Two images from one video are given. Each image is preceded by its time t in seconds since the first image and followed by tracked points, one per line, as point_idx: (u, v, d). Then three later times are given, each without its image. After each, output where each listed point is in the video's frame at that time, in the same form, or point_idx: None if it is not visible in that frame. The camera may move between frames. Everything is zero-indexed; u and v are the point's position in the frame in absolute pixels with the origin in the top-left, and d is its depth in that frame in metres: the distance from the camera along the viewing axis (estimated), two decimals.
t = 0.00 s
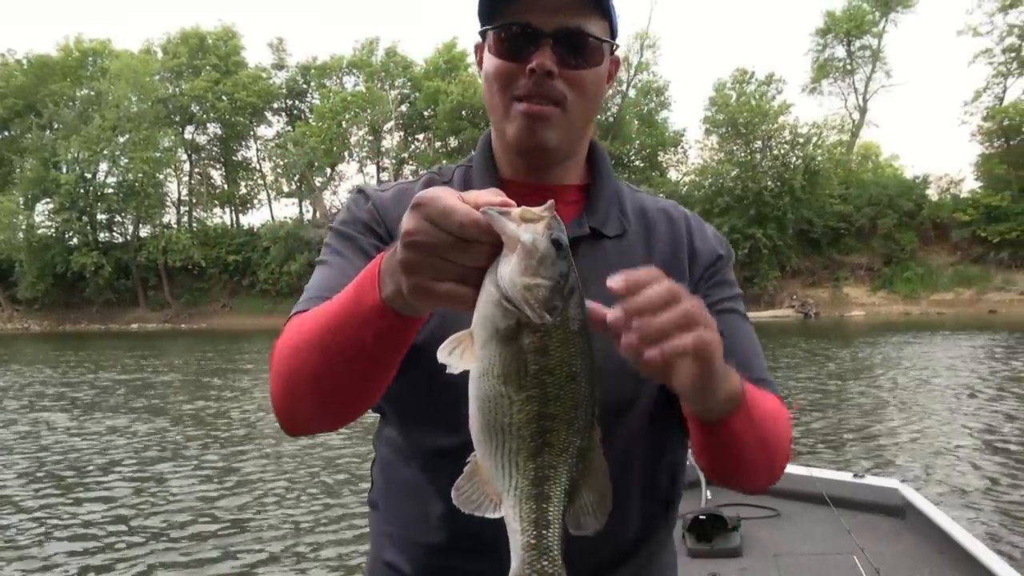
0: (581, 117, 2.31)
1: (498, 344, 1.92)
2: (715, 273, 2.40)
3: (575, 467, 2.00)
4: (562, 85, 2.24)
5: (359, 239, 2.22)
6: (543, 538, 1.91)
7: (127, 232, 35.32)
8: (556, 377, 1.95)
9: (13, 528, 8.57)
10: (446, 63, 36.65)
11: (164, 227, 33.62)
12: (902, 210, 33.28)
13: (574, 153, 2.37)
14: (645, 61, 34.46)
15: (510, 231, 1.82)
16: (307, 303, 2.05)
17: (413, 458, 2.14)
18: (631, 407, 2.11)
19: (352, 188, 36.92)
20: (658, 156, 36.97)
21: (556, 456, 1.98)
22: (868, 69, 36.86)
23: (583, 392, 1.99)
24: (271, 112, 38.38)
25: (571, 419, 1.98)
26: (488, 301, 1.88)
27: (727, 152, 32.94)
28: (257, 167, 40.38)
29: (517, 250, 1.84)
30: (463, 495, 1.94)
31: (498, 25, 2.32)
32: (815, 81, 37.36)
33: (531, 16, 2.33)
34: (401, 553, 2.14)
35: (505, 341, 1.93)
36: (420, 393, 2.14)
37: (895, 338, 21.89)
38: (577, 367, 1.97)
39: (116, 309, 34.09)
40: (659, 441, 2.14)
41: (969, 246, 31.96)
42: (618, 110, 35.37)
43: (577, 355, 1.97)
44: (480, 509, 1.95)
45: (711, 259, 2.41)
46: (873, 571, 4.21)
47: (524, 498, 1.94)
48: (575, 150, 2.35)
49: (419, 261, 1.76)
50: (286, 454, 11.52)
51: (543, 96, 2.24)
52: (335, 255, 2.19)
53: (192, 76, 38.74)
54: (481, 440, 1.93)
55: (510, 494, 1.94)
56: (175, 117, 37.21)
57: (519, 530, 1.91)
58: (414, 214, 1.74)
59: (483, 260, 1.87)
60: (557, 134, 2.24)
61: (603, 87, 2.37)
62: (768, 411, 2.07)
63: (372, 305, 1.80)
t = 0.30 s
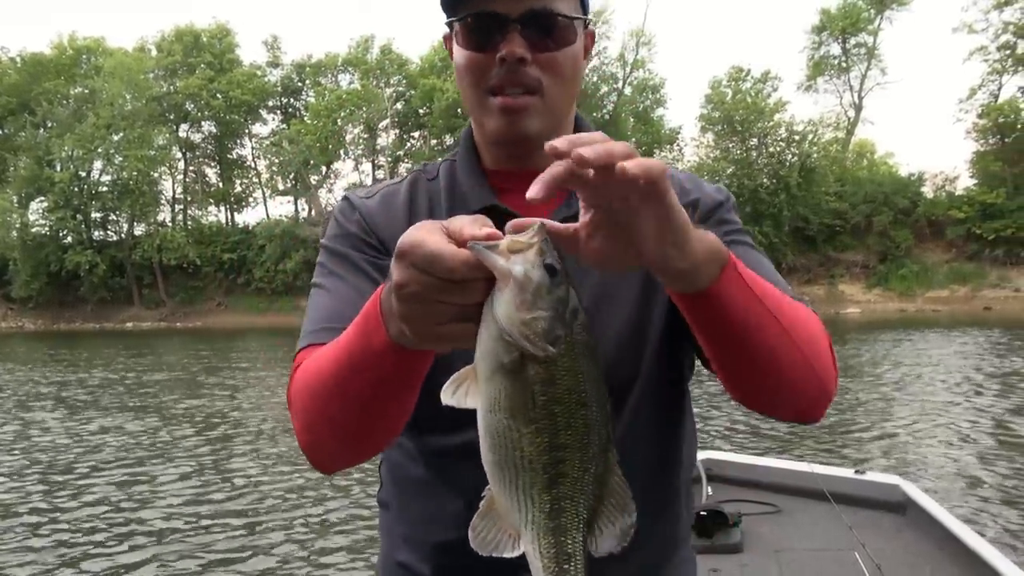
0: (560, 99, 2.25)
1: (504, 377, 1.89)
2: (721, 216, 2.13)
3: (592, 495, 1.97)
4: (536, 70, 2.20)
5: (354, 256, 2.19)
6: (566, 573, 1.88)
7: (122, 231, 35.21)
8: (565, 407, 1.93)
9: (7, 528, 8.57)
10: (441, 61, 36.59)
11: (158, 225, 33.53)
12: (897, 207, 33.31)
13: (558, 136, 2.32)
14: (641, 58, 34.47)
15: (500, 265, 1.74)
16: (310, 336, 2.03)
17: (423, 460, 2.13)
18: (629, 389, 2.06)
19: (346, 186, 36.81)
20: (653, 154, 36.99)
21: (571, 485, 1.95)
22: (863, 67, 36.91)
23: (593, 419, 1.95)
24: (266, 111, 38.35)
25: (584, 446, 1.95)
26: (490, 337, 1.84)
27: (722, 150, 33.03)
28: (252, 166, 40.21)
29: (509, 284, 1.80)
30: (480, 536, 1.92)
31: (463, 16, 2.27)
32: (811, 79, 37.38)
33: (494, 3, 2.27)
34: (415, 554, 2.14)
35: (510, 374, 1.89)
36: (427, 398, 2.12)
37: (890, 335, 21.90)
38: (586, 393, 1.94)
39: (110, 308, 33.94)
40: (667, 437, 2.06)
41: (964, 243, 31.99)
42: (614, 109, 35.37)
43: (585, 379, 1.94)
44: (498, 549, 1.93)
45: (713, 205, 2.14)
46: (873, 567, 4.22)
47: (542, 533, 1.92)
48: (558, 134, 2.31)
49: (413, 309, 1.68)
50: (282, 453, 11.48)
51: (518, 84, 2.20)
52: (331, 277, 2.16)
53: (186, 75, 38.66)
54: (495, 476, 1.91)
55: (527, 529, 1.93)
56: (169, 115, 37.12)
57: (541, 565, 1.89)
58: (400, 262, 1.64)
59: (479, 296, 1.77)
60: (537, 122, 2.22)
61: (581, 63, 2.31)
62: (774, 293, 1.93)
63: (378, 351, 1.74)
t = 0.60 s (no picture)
0: (534, 68, 2.01)
1: (511, 394, 1.76)
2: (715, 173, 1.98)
3: (610, 519, 1.86)
4: (502, 43, 1.96)
5: (345, 250, 2.09)
6: None
7: (115, 215, 35.10)
8: (577, 424, 1.80)
9: (5, 512, 8.61)
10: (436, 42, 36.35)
11: (152, 209, 33.42)
12: (893, 189, 33.32)
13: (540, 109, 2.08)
14: (637, 39, 34.34)
15: (496, 280, 1.63)
16: (315, 349, 1.96)
17: (433, 451, 2.11)
18: (637, 363, 1.98)
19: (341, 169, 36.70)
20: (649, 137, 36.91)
21: (585, 508, 1.83)
22: (860, 48, 36.82)
23: (615, 432, 1.83)
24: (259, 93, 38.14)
25: (602, 465, 1.83)
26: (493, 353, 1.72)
27: (718, 132, 33.05)
28: (246, 149, 39.97)
29: (509, 301, 1.67)
30: (488, 563, 1.82)
31: None
32: (807, 60, 37.27)
33: None
34: (429, 542, 2.12)
35: (517, 391, 1.76)
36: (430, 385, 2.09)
37: (886, 316, 21.93)
38: (604, 406, 1.80)
39: (105, 292, 33.86)
40: (683, 415, 1.98)
41: (960, 225, 32.04)
42: (609, 91, 35.25)
43: (600, 395, 1.80)
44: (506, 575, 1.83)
45: (710, 164, 1.99)
46: (872, 545, 4.23)
47: (553, 562, 1.80)
48: (540, 108, 2.07)
49: (421, 332, 1.60)
50: (279, 437, 11.48)
51: (486, 59, 1.96)
52: (325, 275, 2.07)
53: (178, 57, 38.44)
54: (506, 499, 1.80)
55: (537, 557, 1.80)
56: (162, 99, 36.95)
57: None
58: (399, 287, 1.56)
59: (483, 310, 1.67)
60: (515, 94, 2.00)
61: (550, 21, 2.06)
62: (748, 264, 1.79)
63: (391, 367, 1.68)
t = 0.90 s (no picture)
0: (535, 27, 1.93)
1: (515, 412, 1.74)
2: (732, 144, 1.96)
3: (618, 554, 1.79)
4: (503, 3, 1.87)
5: (335, 233, 2.05)
6: None
7: (109, 194, 34.89)
8: (586, 445, 1.76)
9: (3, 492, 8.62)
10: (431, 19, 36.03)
11: (146, 188, 33.23)
12: (890, 167, 33.24)
13: (543, 72, 2.03)
14: (633, 17, 34.10)
15: (502, 287, 1.56)
16: (307, 340, 1.95)
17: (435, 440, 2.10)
18: (651, 339, 1.96)
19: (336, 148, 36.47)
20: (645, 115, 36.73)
21: (590, 535, 1.77)
22: (857, 25, 36.62)
23: (630, 456, 1.79)
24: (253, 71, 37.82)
25: (612, 492, 1.78)
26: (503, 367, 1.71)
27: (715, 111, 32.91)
28: (239, 127, 39.64)
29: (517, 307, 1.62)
30: None
31: None
32: (804, 37, 37.06)
33: None
34: (437, 532, 2.13)
35: (522, 409, 1.74)
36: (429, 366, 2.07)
37: (882, 295, 21.95)
38: (616, 430, 1.77)
39: (98, 272, 33.66)
40: (697, 406, 1.97)
41: (955, 204, 32.01)
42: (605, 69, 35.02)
43: (615, 414, 1.76)
44: None
45: (726, 132, 1.97)
46: (871, 522, 4.27)
47: None
48: (544, 74, 2.03)
49: (422, 340, 1.57)
50: (273, 417, 11.47)
51: (485, 22, 1.88)
52: (315, 258, 2.05)
53: (170, 34, 38.04)
54: (505, 523, 1.76)
55: None
56: (155, 76, 36.66)
57: None
58: (397, 292, 1.52)
59: (489, 318, 1.63)
60: (517, 66, 1.95)
61: None
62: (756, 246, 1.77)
63: (396, 371, 1.66)
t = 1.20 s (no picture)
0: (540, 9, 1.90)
1: (530, 436, 1.71)
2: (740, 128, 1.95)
3: None
4: None
5: (327, 222, 2.02)
6: None
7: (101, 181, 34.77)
8: (606, 473, 1.74)
9: None
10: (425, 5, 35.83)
11: (139, 176, 33.12)
12: (885, 153, 33.26)
13: (547, 52, 2.01)
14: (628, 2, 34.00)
15: (522, 299, 1.53)
16: (297, 337, 1.93)
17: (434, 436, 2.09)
18: (657, 337, 1.94)
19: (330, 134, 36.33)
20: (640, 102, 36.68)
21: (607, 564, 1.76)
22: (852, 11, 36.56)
23: (650, 485, 1.77)
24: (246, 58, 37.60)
25: (627, 525, 1.76)
26: (520, 394, 1.67)
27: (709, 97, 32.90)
28: (233, 114, 39.42)
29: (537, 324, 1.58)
30: None
31: None
32: (799, 23, 37.00)
33: None
34: (439, 528, 2.13)
35: (537, 433, 1.71)
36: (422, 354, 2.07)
37: (877, 282, 21.97)
38: (639, 458, 1.75)
39: (91, 260, 33.54)
40: (703, 399, 1.96)
41: (949, 190, 32.05)
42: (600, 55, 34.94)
43: (636, 436, 1.75)
44: None
45: (738, 113, 1.96)
46: (870, 507, 4.29)
47: None
48: (546, 53, 2.00)
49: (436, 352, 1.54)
50: (268, 406, 11.46)
51: (488, 4, 1.86)
52: (306, 249, 2.03)
53: (161, 20, 37.78)
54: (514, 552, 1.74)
55: None
56: (147, 63, 36.53)
57: None
58: (406, 299, 1.49)
59: (505, 330, 1.60)
60: (520, 53, 1.93)
61: None
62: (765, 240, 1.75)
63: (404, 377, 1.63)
